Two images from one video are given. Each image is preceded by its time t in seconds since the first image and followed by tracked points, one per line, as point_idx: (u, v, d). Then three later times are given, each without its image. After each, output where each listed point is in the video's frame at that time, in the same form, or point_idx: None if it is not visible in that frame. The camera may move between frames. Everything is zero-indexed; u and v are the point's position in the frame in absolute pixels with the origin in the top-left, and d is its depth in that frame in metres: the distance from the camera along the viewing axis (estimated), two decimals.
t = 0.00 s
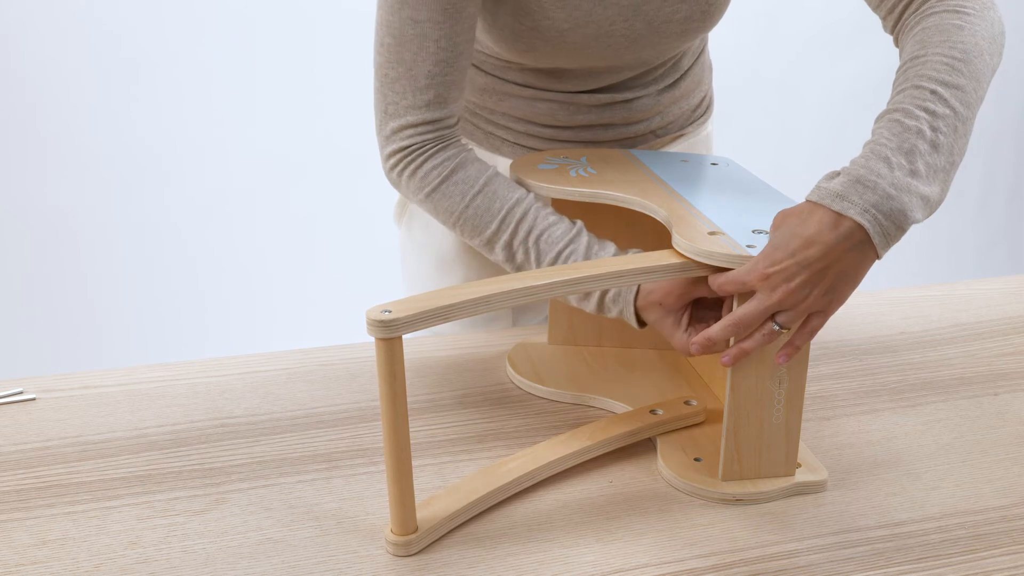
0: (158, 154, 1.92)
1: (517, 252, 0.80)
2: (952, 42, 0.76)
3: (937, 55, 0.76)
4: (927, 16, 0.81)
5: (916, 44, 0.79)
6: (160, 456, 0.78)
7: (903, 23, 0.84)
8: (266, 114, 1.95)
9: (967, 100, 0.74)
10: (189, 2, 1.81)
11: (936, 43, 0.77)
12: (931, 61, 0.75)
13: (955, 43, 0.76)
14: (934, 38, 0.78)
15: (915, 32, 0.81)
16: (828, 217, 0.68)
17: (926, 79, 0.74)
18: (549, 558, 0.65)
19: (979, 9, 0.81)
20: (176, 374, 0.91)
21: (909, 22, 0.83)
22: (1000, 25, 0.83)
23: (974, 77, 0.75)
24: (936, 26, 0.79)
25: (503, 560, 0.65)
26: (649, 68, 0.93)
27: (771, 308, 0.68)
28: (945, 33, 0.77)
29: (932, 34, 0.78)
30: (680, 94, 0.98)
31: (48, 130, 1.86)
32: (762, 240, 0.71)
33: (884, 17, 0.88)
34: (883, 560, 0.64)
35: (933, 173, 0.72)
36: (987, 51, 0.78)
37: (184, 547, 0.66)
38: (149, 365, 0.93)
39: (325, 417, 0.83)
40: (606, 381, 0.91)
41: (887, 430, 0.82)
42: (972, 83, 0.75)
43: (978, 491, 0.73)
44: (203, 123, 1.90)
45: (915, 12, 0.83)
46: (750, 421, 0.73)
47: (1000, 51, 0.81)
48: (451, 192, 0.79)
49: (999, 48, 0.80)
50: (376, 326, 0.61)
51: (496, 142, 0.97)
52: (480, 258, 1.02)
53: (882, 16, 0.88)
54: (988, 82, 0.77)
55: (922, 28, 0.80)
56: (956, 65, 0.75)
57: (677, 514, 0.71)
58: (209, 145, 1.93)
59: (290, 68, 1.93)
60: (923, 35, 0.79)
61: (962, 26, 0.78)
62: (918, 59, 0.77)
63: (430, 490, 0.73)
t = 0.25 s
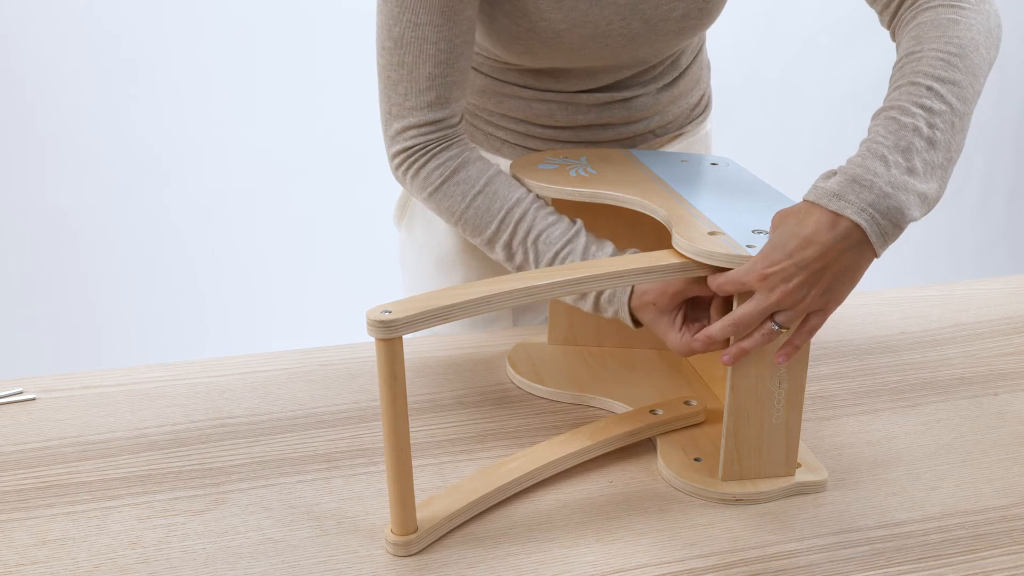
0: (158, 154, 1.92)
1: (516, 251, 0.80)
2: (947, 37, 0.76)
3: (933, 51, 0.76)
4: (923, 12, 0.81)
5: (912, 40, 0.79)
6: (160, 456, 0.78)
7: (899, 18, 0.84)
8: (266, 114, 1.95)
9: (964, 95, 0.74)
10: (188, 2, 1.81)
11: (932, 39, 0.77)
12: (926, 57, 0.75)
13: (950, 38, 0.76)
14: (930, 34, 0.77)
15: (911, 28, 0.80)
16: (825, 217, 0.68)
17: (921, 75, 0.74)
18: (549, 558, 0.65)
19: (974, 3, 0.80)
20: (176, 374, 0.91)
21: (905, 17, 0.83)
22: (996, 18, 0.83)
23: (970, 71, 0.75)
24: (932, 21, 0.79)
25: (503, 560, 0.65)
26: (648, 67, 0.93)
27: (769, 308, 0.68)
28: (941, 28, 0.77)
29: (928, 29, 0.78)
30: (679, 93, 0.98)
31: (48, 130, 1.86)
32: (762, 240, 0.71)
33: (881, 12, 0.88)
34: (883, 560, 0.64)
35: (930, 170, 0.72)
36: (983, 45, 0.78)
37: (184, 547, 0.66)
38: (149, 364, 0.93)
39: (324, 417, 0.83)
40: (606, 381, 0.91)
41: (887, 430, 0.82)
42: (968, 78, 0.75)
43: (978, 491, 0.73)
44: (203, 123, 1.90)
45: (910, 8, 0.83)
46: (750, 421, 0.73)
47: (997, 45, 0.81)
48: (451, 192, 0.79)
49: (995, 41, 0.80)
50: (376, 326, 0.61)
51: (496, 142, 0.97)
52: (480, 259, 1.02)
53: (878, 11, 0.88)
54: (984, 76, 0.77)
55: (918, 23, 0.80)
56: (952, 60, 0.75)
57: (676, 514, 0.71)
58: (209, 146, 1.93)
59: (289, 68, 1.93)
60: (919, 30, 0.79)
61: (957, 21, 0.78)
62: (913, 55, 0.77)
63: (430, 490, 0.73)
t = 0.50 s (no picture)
0: (158, 153, 1.92)
1: (517, 247, 0.80)
2: (947, 33, 0.76)
3: (933, 46, 0.76)
4: (923, 8, 0.81)
5: (912, 36, 0.79)
6: (160, 456, 0.77)
7: (899, 14, 0.84)
8: (265, 114, 1.95)
9: (964, 90, 0.74)
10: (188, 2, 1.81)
11: (931, 35, 0.77)
12: (926, 53, 0.75)
13: (949, 34, 0.76)
14: (930, 30, 0.77)
15: (911, 25, 0.80)
16: (826, 214, 0.68)
17: (921, 72, 0.74)
18: (549, 558, 0.65)
19: None
20: (176, 374, 0.91)
21: (905, 13, 0.83)
22: (997, 14, 0.83)
23: (970, 67, 0.75)
24: (931, 18, 0.78)
25: (503, 561, 0.65)
26: (649, 66, 0.93)
27: (770, 306, 0.68)
28: (940, 24, 0.77)
29: (927, 26, 0.78)
30: (680, 92, 0.98)
31: (48, 130, 1.86)
32: (761, 239, 0.71)
33: (881, 8, 0.87)
34: (882, 560, 0.64)
35: (930, 166, 0.72)
36: (983, 41, 0.78)
37: (184, 547, 0.66)
38: (149, 364, 0.93)
39: (324, 417, 0.83)
40: (606, 381, 0.91)
41: (887, 431, 0.82)
42: (968, 73, 0.75)
43: (978, 491, 0.73)
44: (203, 122, 1.90)
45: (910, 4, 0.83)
46: (750, 421, 0.73)
47: (997, 41, 0.81)
48: (451, 190, 0.79)
49: (995, 38, 0.80)
50: (377, 328, 0.61)
51: (498, 143, 0.97)
52: (480, 259, 1.03)
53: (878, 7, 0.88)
54: (984, 72, 0.77)
55: (918, 20, 0.80)
56: (951, 56, 0.75)
57: (676, 514, 0.71)
58: (209, 145, 1.93)
59: (290, 67, 1.93)
60: (919, 27, 0.79)
61: (957, 18, 0.77)
62: (913, 51, 0.77)
63: (430, 490, 0.73)
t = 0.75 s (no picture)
0: (158, 153, 1.92)
1: (526, 253, 0.79)
2: (947, 34, 0.76)
3: (932, 48, 0.76)
4: (921, 8, 0.80)
5: (911, 37, 0.79)
6: (159, 456, 0.77)
7: (897, 12, 0.84)
8: (265, 114, 1.95)
9: (964, 91, 0.74)
10: (188, 2, 1.81)
11: (930, 35, 0.77)
12: (926, 54, 0.75)
13: (949, 34, 0.76)
14: (929, 31, 0.77)
15: (910, 25, 0.80)
16: (829, 219, 0.68)
17: (921, 74, 0.74)
18: (549, 558, 0.65)
19: None
20: (176, 374, 0.91)
21: (903, 12, 0.83)
22: (995, 11, 0.83)
23: (969, 68, 0.75)
24: (930, 18, 0.78)
25: (503, 561, 0.65)
26: (649, 65, 0.93)
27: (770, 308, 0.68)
28: (939, 25, 0.77)
29: (926, 26, 0.78)
30: (681, 91, 0.98)
31: (48, 130, 1.86)
32: (762, 240, 0.71)
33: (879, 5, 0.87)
34: (882, 560, 0.64)
35: (933, 169, 0.72)
36: (982, 40, 0.78)
37: (184, 547, 0.66)
38: (149, 364, 0.93)
39: (324, 417, 0.83)
40: (606, 381, 0.91)
41: (887, 431, 0.82)
42: (968, 73, 0.75)
43: (978, 491, 0.73)
44: (203, 122, 1.91)
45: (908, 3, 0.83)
46: (750, 421, 0.73)
47: (995, 39, 0.81)
48: (457, 198, 0.79)
49: (993, 35, 0.80)
50: (378, 328, 0.61)
51: (499, 144, 0.97)
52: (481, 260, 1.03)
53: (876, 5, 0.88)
54: (983, 72, 0.77)
55: (917, 20, 0.80)
56: (951, 57, 0.74)
57: (676, 514, 0.71)
58: (209, 145, 1.93)
59: (290, 67, 1.93)
60: (918, 27, 0.79)
61: (956, 18, 0.77)
62: (913, 53, 0.77)
63: (430, 490, 0.73)
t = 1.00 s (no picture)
0: (158, 153, 1.92)
1: (530, 253, 0.79)
2: (939, 33, 0.76)
3: (924, 47, 0.75)
4: (913, 7, 0.80)
5: (903, 36, 0.79)
6: (159, 456, 0.77)
7: (891, 10, 0.84)
8: (265, 114, 1.95)
9: (957, 90, 0.74)
10: (188, 2, 1.82)
11: (922, 34, 0.77)
12: (918, 54, 0.75)
13: (941, 32, 0.76)
14: (921, 30, 0.77)
15: (902, 24, 0.80)
16: (821, 222, 0.68)
17: (913, 73, 0.74)
18: (549, 558, 0.65)
19: None
20: (176, 374, 0.91)
21: (896, 11, 0.83)
22: (988, 8, 0.83)
23: (962, 66, 0.75)
24: (922, 16, 0.78)
25: (502, 561, 0.65)
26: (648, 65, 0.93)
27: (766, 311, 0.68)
28: (931, 24, 0.77)
29: (918, 25, 0.78)
30: (679, 90, 0.98)
31: (48, 130, 1.86)
32: (762, 239, 0.71)
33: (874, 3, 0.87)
34: (882, 560, 0.64)
35: (927, 169, 0.72)
36: (975, 37, 0.78)
37: (184, 547, 0.66)
38: (149, 364, 0.93)
39: (324, 417, 0.83)
40: (606, 381, 0.91)
41: (887, 431, 0.82)
42: (960, 72, 0.75)
43: (978, 491, 0.73)
44: (204, 122, 1.91)
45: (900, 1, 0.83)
46: (750, 421, 0.73)
47: (988, 36, 0.81)
48: (459, 201, 0.79)
49: (986, 32, 0.80)
50: (377, 327, 0.61)
51: (498, 145, 0.96)
52: (481, 260, 1.03)
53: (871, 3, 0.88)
54: (977, 69, 0.77)
55: (908, 19, 0.79)
56: (943, 56, 0.74)
57: (676, 514, 0.71)
58: (209, 145, 1.93)
59: (290, 67, 1.94)
60: (910, 27, 0.78)
61: (948, 16, 0.77)
62: (905, 52, 0.77)
63: (430, 490, 0.73)
